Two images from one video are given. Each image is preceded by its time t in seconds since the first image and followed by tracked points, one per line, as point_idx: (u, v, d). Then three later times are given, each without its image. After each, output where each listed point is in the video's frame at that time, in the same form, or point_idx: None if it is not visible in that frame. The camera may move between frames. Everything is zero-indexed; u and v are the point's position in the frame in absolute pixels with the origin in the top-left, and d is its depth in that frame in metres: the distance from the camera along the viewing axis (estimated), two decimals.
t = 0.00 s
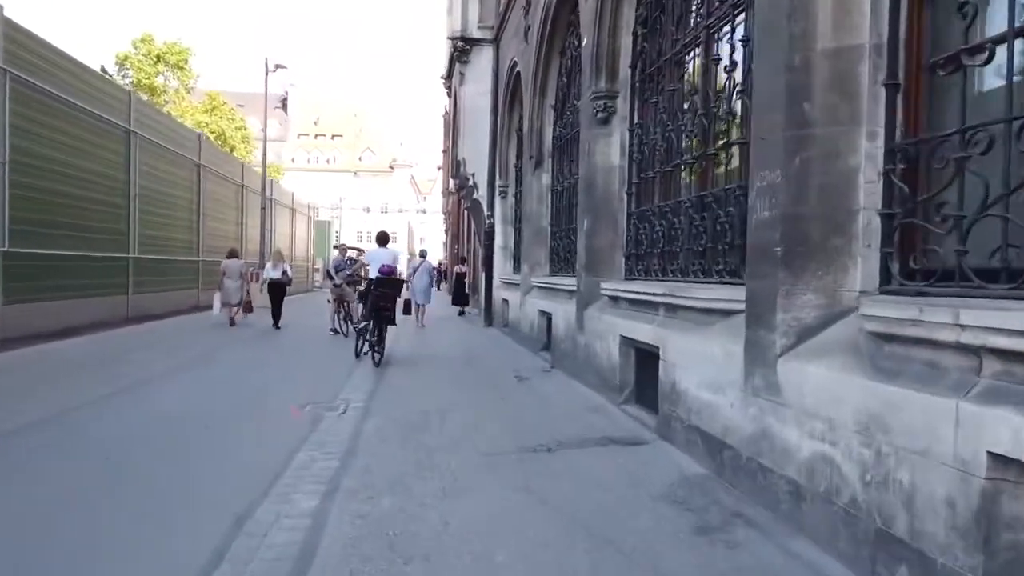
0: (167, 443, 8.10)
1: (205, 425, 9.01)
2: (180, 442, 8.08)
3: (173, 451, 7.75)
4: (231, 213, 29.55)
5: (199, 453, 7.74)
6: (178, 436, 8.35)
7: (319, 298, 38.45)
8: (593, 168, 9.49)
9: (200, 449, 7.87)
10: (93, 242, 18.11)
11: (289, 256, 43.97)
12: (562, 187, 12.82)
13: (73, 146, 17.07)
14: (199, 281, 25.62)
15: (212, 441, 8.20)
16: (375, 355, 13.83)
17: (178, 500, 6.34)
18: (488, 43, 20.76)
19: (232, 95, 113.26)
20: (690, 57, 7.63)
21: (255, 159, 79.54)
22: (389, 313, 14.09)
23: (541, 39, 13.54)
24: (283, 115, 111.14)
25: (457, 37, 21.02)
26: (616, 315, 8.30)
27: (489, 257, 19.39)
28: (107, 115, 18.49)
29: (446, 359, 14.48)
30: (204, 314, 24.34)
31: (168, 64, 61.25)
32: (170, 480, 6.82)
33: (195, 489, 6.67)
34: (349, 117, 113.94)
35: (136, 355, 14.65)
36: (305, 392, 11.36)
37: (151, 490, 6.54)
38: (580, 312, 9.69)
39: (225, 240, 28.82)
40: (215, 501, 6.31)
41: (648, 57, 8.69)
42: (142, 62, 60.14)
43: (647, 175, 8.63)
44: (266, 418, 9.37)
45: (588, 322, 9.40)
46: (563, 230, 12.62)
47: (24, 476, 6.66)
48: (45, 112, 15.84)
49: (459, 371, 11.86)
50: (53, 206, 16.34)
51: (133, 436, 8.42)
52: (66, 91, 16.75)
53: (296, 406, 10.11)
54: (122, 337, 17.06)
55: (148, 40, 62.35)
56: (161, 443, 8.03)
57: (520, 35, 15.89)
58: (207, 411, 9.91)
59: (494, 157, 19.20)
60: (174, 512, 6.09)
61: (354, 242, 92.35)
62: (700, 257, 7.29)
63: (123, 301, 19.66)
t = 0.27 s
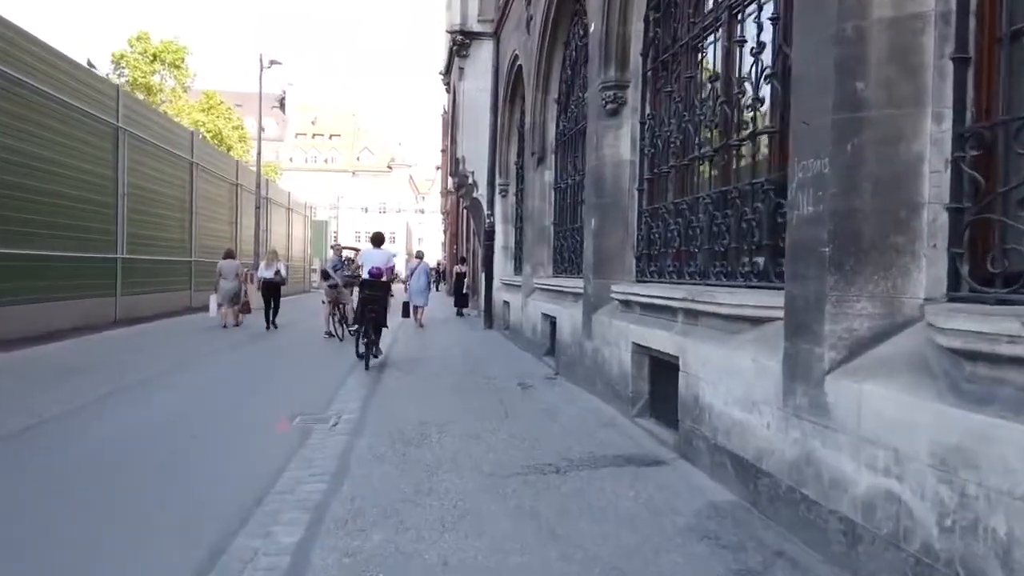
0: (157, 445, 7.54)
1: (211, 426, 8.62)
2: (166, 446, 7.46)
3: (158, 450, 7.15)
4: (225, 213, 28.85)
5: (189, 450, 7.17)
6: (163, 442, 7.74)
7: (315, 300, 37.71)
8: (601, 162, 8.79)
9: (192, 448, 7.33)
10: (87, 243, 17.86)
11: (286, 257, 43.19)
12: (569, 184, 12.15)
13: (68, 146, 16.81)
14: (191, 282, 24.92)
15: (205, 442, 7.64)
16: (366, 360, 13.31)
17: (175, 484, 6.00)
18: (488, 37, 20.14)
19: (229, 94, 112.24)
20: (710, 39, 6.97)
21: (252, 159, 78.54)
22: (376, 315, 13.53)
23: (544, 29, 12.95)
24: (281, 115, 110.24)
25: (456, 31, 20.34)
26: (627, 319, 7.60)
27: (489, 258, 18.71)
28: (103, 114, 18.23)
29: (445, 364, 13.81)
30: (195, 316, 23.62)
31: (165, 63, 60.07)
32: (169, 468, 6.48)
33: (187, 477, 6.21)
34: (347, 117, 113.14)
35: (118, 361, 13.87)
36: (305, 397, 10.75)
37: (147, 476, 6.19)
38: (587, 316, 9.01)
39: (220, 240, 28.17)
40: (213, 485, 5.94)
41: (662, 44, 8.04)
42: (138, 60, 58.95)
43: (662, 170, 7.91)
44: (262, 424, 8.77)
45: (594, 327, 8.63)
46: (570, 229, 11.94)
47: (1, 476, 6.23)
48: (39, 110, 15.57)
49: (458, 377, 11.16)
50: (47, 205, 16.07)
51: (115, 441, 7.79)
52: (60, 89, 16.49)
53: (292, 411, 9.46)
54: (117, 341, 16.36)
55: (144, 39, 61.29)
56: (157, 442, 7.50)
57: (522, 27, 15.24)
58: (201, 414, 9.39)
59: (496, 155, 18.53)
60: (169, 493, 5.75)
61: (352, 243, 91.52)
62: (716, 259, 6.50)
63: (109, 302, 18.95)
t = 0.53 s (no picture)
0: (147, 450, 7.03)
1: (206, 423, 8.43)
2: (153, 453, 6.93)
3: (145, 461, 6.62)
4: (222, 213, 28.24)
5: (182, 459, 6.71)
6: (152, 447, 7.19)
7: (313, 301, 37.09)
8: (615, 155, 8.21)
9: (186, 454, 6.87)
10: (87, 242, 17.73)
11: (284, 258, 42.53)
12: (580, 180, 11.59)
13: (67, 146, 16.63)
14: (187, 282, 24.34)
15: (201, 448, 7.17)
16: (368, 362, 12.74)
17: (175, 485, 5.95)
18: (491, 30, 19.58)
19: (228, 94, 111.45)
20: (737, 19, 6.42)
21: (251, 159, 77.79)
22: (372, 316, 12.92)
23: (551, 18, 12.40)
24: (280, 115, 109.59)
25: (457, 23, 19.73)
26: (644, 322, 7.04)
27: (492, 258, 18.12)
28: (102, 113, 18.06)
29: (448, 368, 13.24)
30: (190, 317, 23.04)
31: (162, 62, 59.30)
32: (169, 468, 6.42)
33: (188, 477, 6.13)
34: (347, 116, 112.49)
35: (110, 361, 13.28)
36: (307, 398, 10.24)
37: (147, 476, 6.13)
38: (599, 319, 8.45)
39: (217, 240, 27.63)
40: (214, 485, 5.92)
41: (683, 26, 7.46)
42: (136, 59, 58.15)
43: (681, 161, 7.37)
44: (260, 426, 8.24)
45: (608, 330, 8.08)
46: (580, 227, 11.37)
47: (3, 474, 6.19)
48: (38, 110, 15.36)
49: (460, 381, 10.61)
50: (47, 205, 15.89)
51: (100, 446, 7.26)
52: (59, 88, 16.28)
53: (292, 413, 8.90)
54: (114, 342, 15.95)
55: (142, 38, 60.45)
56: (154, 445, 7.30)
57: (526, 17, 14.67)
58: (199, 416, 8.91)
59: (499, 151, 17.93)
60: (169, 494, 5.71)
61: (351, 244, 90.95)
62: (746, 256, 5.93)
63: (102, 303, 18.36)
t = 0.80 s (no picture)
0: (133, 465, 6.45)
1: (199, 429, 8.02)
2: (137, 469, 6.35)
3: (127, 479, 6.05)
4: (217, 213, 27.65)
5: (174, 474, 6.23)
6: (136, 460, 6.64)
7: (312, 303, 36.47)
8: (629, 151, 7.67)
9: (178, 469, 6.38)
10: (88, 244, 17.53)
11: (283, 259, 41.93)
12: (590, 179, 11.01)
13: (66, 147, 16.39)
14: (181, 284, 23.76)
15: (193, 462, 6.64)
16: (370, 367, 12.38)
17: (175, 484, 5.98)
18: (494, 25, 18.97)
19: (227, 94, 110.83)
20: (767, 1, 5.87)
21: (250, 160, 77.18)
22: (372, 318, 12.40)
23: (558, 9, 11.82)
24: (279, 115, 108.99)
25: (458, 17, 19.12)
26: (663, 332, 6.47)
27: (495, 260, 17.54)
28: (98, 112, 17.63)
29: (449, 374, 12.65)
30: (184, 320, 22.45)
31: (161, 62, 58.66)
32: (169, 468, 6.43)
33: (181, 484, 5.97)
34: (346, 117, 111.85)
35: (98, 363, 12.62)
36: (311, 401, 9.71)
37: (148, 475, 6.17)
38: (611, 327, 7.89)
39: (213, 242, 27.08)
40: (215, 484, 5.97)
41: (704, 11, 6.89)
42: (134, 59, 57.52)
43: (703, 157, 6.82)
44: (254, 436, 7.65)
45: (622, 339, 7.50)
46: (590, 229, 10.80)
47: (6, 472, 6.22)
48: (35, 111, 15.11)
49: (462, 391, 10.04)
50: (47, 207, 15.68)
51: (82, 459, 6.69)
52: (55, 89, 16.02)
53: (292, 420, 8.31)
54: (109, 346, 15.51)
55: (141, 37, 59.81)
56: (133, 458, 6.74)
57: (531, 10, 14.08)
58: (196, 423, 8.41)
59: (502, 149, 17.34)
60: (169, 493, 5.73)
61: (351, 244, 90.33)
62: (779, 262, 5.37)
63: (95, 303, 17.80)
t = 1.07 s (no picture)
0: (105, 476, 5.82)
1: (182, 435, 7.47)
2: (109, 484, 5.75)
3: (96, 495, 5.48)
4: (211, 211, 27.08)
5: (155, 485, 5.77)
6: (111, 472, 6.00)
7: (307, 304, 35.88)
8: (642, 140, 7.10)
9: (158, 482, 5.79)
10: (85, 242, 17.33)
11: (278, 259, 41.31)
12: (597, 173, 10.49)
13: (64, 145, 16.35)
14: (173, 284, 23.16)
15: (174, 474, 6.04)
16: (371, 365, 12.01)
17: (162, 488, 5.69)
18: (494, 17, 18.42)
19: (224, 93, 110.06)
20: None
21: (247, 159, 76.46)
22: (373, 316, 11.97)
23: None
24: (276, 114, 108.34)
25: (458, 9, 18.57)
26: (683, 335, 5.94)
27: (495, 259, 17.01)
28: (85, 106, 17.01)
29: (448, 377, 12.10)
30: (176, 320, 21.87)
31: (156, 60, 57.93)
32: (155, 472, 6.09)
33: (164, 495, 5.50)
34: (344, 116, 111.24)
35: (83, 363, 11.97)
36: (307, 403, 9.10)
37: (134, 479, 5.86)
38: (622, 329, 7.35)
39: (207, 241, 26.51)
40: (203, 489, 5.70)
41: None
42: (129, 57, 56.75)
43: (725, 145, 6.27)
44: (239, 444, 7.06)
45: (635, 341, 6.97)
46: (597, 225, 10.28)
47: None
48: (32, 110, 15.05)
49: (462, 396, 9.50)
50: (47, 206, 15.72)
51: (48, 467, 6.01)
52: (54, 89, 15.99)
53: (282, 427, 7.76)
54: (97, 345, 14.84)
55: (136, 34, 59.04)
56: (107, 468, 6.18)
57: None
58: (182, 426, 7.77)
59: (503, 144, 16.80)
60: (157, 497, 5.48)
61: (348, 245, 89.72)
62: (822, 259, 4.82)
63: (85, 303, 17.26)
